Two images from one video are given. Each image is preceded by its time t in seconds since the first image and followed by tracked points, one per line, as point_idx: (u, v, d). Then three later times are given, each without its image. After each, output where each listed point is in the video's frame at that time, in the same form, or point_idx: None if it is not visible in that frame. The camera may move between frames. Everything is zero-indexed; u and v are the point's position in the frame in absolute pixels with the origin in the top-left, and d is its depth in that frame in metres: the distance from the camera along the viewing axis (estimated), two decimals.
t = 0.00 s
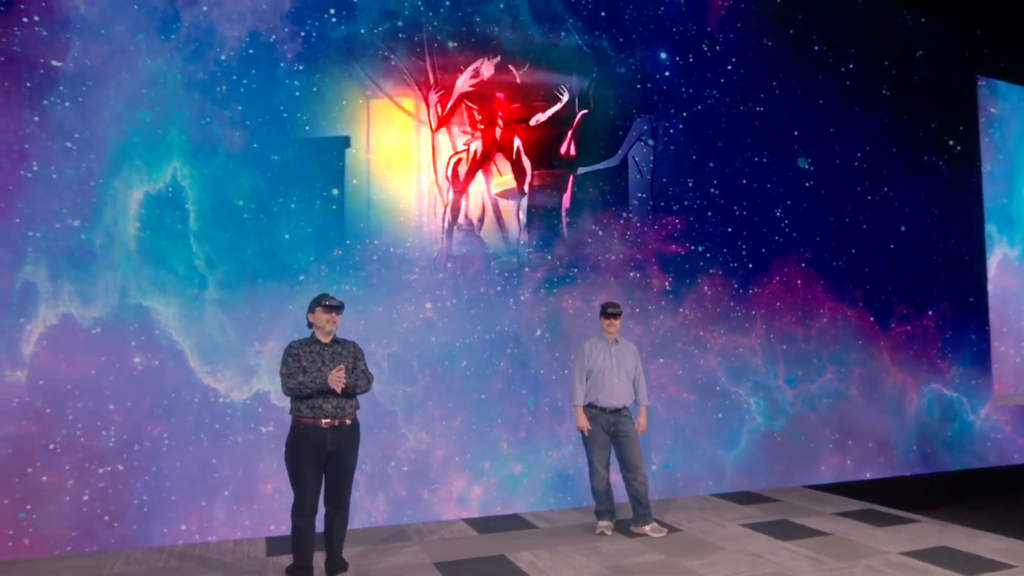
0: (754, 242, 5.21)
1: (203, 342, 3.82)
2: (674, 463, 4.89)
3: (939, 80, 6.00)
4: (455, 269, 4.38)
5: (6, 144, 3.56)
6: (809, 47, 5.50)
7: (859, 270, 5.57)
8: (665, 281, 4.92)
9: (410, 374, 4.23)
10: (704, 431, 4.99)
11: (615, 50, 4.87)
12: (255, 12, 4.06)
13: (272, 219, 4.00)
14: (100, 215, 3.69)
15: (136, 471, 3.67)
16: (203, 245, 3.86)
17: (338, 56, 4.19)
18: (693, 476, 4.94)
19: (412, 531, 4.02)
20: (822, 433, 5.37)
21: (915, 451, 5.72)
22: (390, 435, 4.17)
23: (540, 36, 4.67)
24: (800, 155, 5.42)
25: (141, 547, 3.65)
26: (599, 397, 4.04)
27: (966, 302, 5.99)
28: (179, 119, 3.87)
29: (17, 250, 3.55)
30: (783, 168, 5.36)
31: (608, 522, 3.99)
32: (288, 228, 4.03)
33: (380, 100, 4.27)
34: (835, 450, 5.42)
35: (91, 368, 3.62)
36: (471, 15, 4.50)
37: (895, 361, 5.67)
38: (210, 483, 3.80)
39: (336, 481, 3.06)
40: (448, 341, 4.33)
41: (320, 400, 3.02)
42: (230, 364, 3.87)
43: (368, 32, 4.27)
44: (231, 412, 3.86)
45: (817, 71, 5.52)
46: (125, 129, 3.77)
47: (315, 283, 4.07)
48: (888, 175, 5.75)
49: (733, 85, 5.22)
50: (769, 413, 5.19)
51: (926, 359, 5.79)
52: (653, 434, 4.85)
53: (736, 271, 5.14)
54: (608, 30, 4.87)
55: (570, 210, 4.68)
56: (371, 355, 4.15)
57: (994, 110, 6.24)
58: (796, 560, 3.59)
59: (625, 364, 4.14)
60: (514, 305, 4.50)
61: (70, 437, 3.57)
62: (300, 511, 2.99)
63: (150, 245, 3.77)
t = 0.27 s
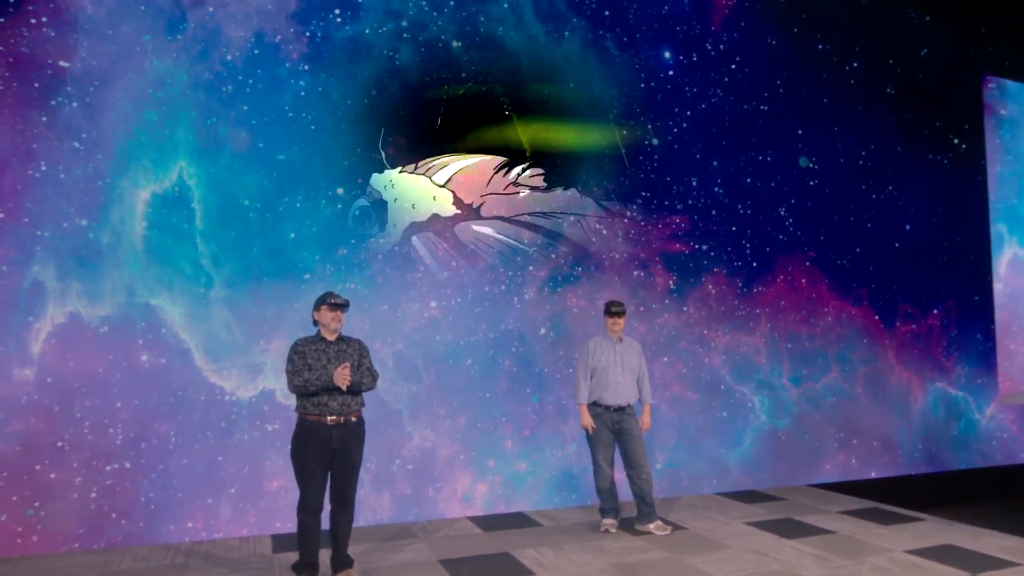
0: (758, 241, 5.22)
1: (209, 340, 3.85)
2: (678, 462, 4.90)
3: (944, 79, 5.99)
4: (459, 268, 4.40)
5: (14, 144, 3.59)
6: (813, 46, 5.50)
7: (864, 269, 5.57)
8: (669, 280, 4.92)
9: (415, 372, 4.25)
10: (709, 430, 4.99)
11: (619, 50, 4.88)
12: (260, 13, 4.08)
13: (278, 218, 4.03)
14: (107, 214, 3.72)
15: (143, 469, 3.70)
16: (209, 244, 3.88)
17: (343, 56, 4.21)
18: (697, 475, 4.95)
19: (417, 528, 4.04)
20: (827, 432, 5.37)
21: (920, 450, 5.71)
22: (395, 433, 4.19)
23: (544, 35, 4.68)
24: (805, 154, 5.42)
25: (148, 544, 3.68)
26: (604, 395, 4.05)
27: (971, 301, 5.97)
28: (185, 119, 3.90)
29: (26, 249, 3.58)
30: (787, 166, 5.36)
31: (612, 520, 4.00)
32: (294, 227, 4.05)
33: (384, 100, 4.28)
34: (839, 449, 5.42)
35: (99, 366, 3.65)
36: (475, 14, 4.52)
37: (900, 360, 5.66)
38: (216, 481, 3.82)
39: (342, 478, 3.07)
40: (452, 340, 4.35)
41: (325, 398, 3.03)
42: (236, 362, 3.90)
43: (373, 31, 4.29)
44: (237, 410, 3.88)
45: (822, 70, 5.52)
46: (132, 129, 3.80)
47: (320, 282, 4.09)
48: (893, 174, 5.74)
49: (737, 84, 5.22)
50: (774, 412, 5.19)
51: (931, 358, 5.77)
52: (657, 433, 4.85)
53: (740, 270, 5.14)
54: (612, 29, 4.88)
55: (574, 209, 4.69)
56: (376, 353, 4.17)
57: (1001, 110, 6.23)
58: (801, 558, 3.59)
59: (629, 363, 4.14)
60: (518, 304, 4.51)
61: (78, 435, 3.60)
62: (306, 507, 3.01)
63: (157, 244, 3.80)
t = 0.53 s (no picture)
0: (764, 237, 5.21)
1: (217, 336, 3.87)
2: (684, 458, 4.90)
3: (952, 74, 5.96)
4: (465, 264, 4.41)
5: (24, 141, 3.62)
6: (820, 41, 5.48)
7: (870, 265, 5.55)
8: (675, 276, 4.92)
9: (421, 368, 4.27)
10: (715, 426, 4.99)
11: (625, 46, 4.88)
12: (267, 10, 4.10)
13: (285, 215, 4.05)
14: (116, 211, 3.75)
15: (152, 464, 3.73)
16: (216, 241, 3.91)
17: (349, 53, 4.23)
18: (703, 471, 4.95)
19: (423, 523, 4.06)
20: (833, 428, 5.36)
21: (928, 446, 5.70)
22: (402, 429, 4.21)
23: (549, 31, 4.68)
24: (811, 150, 5.41)
25: (157, 539, 3.71)
26: (609, 391, 4.05)
27: (979, 297, 5.95)
28: (193, 116, 3.92)
29: (36, 246, 3.61)
30: (793, 162, 5.34)
31: (618, 516, 4.00)
32: (300, 223, 4.07)
33: (390, 98, 4.30)
34: (846, 446, 5.41)
35: (108, 362, 3.68)
36: (480, 11, 4.53)
37: (907, 356, 5.64)
38: (224, 476, 3.85)
39: (349, 473, 3.09)
40: (458, 336, 4.36)
41: (332, 392, 3.05)
42: (244, 358, 3.92)
43: (379, 28, 4.30)
44: (245, 406, 3.90)
45: (828, 65, 5.50)
46: (140, 127, 3.83)
47: (327, 278, 4.11)
48: (900, 170, 5.72)
49: (743, 79, 5.21)
50: (780, 408, 5.19)
51: (938, 354, 5.75)
52: (663, 429, 4.86)
53: (746, 266, 5.14)
54: (618, 25, 4.87)
55: (580, 205, 4.70)
56: (382, 350, 4.19)
57: (1011, 106, 6.20)
58: (807, 554, 3.60)
59: (634, 359, 4.15)
60: (524, 300, 4.52)
61: (88, 430, 3.63)
62: (314, 502, 3.02)
63: (166, 241, 3.83)
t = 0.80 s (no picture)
0: (774, 233, 5.19)
1: (229, 332, 3.91)
2: (693, 454, 4.90)
3: (965, 68, 5.91)
4: (475, 260, 4.42)
5: (38, 140, 3.67)
6: (830, 36, 5.45)
7: (882, 261, 5.52)
8: (684, 272, 4.92)
9: (431, 364, 4.29)
10: (724, 423, 4.98)
11: (634, 41, 4.87)
12: (277, 9, 4.12)
13: (295, 212, 4.07)
14: (129, 209, 3.79)
15: (165, 459, 3.77)
16: (228, 238, 3.94)
17: (358, 51, 4.24)
18: (712, 467, 4.94)
19: (433, 518, 4.08)
20: (844, 425, 5.34)
21: (940, 443, 5.66)
22: (411, 425, 4.23)
23: (558, 28, 4.68)
24: (822, 145, 5.38)
25: (170, 532, 3.75)
26: (618, 386, 4.06)
27: (992, 293, 5.90)
28: (204, 114, 3.95)
29: (50, 243, 3.66)
30: (804, 158, 5.32)
31: (628, 511, 4.01)
32: (311, 220, 4.10)
33: (398, 95, 4.32)
34: (857, 442, 5.39)
35: (122, 358, 3.72)
36: (489, 8, 4.53)
37: (919, 353, 5.61)
38: (236, 470, 3.89)
39: (359, 468, 3.11)
40: (468, 332, 4.38)
41: (342, 388, 3.07)
42: (255, 354, 3.95)
43: (388, 26, 4.31)
44: (257, 401, 3.94)
45: (838, 59, 5.47)
46: (152, 125, 3.86)
47: (337, 274, 4.13)
48: (912, 165, 5.68)
49: (752, 75, 5.19)
50: (790, 405, 5.17)
51: (951, 351, 5.72)
52: (673, 425, 4.86)
53: (756, 262, 5.12)
54: (626, 21, 4.87)
55: (589, 201, 4.70)
56: (392, 346, 4.21)
57: None
58: (817, 550, 3.59)
59: (644, 355, 4.15)
60: (533, 296, 4.53)
61: (102, 425, 3.67)
62: (325, 496, 3.05)
63: (178, 238, 3.86)
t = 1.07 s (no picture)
0: (785, 228, 5.17)
1: (241, 328, 3.94)
2: (703, 450, 4.90)
3: (979, 61, 5.85)
4: (484, 256, 4.43)
5: (53, 138, 3.71)
6: (842, 29, 5.41)
7: (894, 256, 5.49)
8: (694, 268, 4.91)
9: (441, 359, 4.31)
10: (735, 418, 4.98)
11: (643, 36, 4.86)
12: (287, 6, 4.14)
13: (306, 208, 4.10)
14: (142, 205, 3.83)
15: (179, 452, 3.82)
16: (240, 234, 3.97)
17: (368, 47, 4.26)
18: (723, 463, 4.94)
19: (444, 512, 4.10)
20: (855, 420, 5.32)
21: (952, 440, 5.63)
22: (421, 420, 4.25)
23: (567, 23, 4.68)
24: (833, 139, 5.35)
25: (184, 525, 3.80)
26: (627, 381, 4.07)
27: (1006, 288, 5.85)
28: (216, 111, 3.98)
29: (66, 239, 3.70)
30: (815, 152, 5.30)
31: (637, 506, 4.02)
32: (322, 216, 4.13)
33: (408, 91, 4.33)
34: (868, 438, 5.36)
35: (136, 353, 3.76)
36: (498, 4, 4.53)
37: (932, 349, 5.57)
38: (249, 464, 3.93)
39: (371, 461, 3.14)
40: (477, 327, 4.39)
41: (353, 382, 3.09)
42: (267, 349, 3.99)
43: (398, 22, 4.32)
44: (269, 396, 3.97)
45: (850, 53, 5.43)
46: (165, 122, 3.90)
47: (348, 270, 4.16)
48: (925, 159, 5.64)
49: (763, 69, 5.17)
50: (801, 401, 5.15)
51: (964, 346, 5.67)
52: (682, 420, 4.86)
53: (766, 257, 5.10)
54: (636, 16, 4.85)
55: (598, 196, 4.70)
56: (402, 341, 4.23)
57: None
58: (828, 545, 3.58)
59: (653, 350, 4.14)
60: (542, 292, 4.54)
61: (117, 419, 3.72)
62: (337, 489, 3.07)
63: (190, 234, 3.90)
